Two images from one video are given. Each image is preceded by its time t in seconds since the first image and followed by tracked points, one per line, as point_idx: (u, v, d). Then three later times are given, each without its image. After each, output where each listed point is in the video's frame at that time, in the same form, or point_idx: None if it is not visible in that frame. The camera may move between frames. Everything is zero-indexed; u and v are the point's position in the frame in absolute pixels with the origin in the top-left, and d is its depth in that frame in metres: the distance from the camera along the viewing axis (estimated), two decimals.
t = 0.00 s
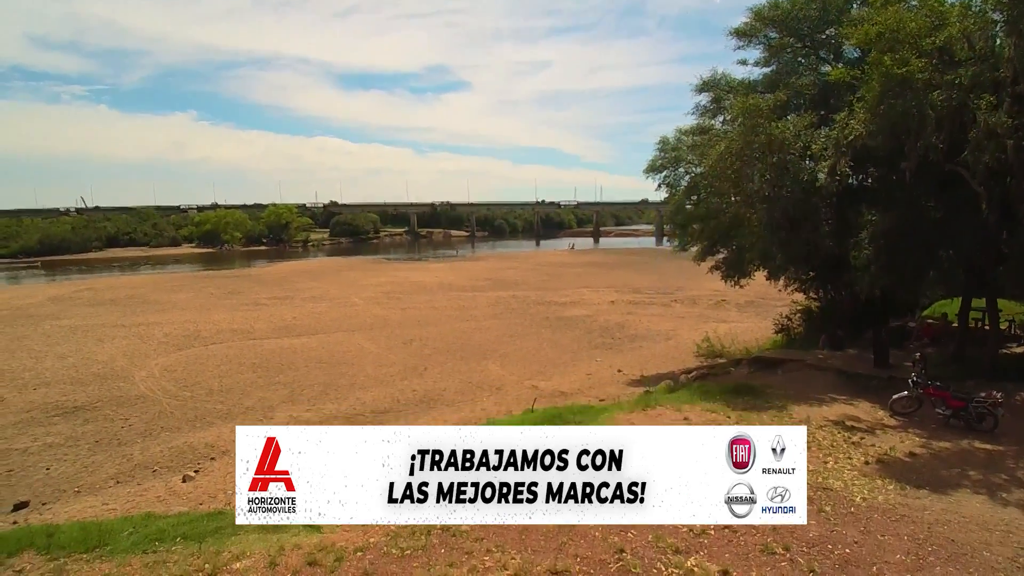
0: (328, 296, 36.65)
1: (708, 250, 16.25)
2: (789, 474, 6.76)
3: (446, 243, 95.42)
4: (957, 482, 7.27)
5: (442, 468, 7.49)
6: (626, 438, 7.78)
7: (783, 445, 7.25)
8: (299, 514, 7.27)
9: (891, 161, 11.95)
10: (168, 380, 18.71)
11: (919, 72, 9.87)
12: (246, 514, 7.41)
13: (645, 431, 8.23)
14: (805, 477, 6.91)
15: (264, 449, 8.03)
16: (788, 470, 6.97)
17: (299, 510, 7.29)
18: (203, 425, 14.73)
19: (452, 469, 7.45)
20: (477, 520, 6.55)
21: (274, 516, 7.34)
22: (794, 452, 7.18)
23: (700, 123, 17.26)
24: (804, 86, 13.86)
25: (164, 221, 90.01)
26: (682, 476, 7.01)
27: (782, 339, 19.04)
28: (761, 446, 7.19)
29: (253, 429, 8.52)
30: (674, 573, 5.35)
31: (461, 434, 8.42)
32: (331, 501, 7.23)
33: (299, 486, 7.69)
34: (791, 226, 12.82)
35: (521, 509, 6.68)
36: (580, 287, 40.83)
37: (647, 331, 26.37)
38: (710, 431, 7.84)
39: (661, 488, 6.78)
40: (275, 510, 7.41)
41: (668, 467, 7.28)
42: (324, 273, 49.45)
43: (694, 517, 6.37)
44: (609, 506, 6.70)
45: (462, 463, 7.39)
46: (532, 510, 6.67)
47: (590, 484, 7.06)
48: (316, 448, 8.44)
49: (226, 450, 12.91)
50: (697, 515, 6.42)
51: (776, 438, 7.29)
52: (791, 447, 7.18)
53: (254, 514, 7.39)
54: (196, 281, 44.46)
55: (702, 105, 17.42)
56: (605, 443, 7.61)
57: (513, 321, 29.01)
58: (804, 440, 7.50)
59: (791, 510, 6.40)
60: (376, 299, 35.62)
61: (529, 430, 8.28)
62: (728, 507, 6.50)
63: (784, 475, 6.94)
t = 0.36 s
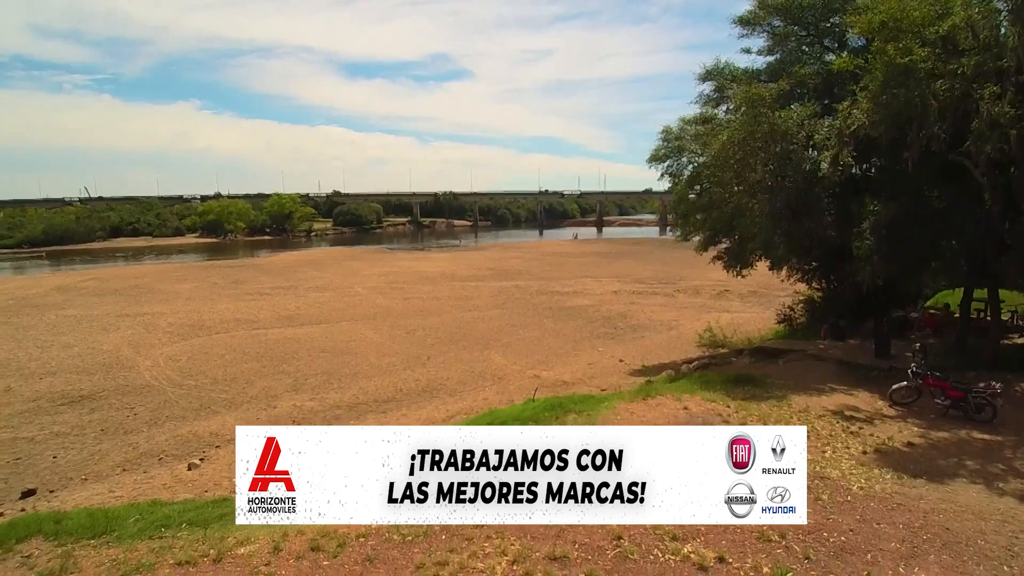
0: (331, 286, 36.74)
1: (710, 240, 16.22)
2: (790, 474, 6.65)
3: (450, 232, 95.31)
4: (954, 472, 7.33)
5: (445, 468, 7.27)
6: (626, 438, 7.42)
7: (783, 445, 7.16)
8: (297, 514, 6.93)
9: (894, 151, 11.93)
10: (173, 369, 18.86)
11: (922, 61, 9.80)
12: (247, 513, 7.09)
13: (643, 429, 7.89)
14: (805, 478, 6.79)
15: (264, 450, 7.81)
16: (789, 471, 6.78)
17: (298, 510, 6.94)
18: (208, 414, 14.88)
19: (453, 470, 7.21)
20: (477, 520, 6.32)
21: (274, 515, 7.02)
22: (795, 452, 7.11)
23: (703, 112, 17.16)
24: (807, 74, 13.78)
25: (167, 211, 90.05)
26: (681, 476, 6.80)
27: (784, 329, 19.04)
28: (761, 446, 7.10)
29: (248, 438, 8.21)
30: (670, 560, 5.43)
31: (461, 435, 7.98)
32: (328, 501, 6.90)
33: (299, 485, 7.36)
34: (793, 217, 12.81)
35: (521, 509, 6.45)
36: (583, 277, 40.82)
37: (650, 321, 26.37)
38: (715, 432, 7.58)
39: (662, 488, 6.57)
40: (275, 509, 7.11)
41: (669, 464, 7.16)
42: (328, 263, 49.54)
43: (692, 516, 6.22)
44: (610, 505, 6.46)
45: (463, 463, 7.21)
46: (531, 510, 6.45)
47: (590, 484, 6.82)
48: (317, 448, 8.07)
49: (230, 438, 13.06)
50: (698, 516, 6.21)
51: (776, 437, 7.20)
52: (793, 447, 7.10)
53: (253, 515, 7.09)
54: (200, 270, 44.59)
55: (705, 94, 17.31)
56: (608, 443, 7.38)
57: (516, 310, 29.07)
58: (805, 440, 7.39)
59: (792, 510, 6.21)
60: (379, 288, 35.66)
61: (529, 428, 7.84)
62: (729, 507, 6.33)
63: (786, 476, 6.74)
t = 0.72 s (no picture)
0: (334, 280, 36.88)
1: (710, 234, 16.23)
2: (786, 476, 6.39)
3: (453, 227, 95.42)
4: (948, 464, 7.39)
5: (443, 470, 6.85)
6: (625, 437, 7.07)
7: (783, 446, 6.77)
8: (299, 515, 6.46)
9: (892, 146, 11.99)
10: (177, 362, 19.04)
11: (921, 56, 9.81)
12: (246, 514, 6.63)
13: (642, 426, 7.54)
14: (805, 478, 6.52)
15: (263, 448, 7.20)
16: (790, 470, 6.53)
17: (299, 511, 6.48)
18: (212, 406, 15.04)
19: (453, 471, 6.82)
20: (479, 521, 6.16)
21: (273, 516, 6.53)
22: (794, 452, 6.74)
23: (704, 106, 17.16)
24: (808, 69, 13.79)
25: (171, 205, 90.25)
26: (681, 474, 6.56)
27: (785, 323, 19.04)
28: (761, 445, 6.74)
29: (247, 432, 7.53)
30: (664, 549, 5.53)
31: (461, 433, 7.45)
32: (331, 501, 6.47)
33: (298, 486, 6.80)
34: (793, 211, 12.85)
35: (519, 509, 6.28)
36: (585, 272, 40.87)
37: (651, 315, 26.44)
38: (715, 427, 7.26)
39: (661, 488, 6.36)
40: (274, 510, 6.59)
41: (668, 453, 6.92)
42: (331, 257, 49.68)
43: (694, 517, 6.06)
44: (610, 504, 6.29)
45: (462, 463, 6.81)
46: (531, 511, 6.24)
47: (590, 483, 6.56)
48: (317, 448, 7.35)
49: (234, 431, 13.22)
50: (698, 516, 6.07)
51: (775, 437, 6.79)
52: (792, 448, 6.72)
53: (253, 516, 6.61)
54: (204, 265, 44.76)
55: (706, 88, 17.31)
56: (606, 444, 6.99)
57: (517, 304, 29.17)
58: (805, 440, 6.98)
59: (791, 510, 6.11)
60: (382, 282, 35.83)
61: (529, 428, 7.47)
62: (729, 507, 6.16)
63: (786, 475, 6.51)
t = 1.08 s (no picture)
0: (337, 276, 37.07)
1: (709, 231, 16.29)
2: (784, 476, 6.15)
3: (456, 223, 95.54)
4: (939, 457, 7.50)
5: (443, 471, 6.59)
6: (625, 437, 6.69)
7: (783, 445, 6.48)
8: (300, 515, 6.28)
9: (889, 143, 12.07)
10: (181, 358, 19.25)
11: (917, 53, 9.88)
12: (246, 513, 6.37)
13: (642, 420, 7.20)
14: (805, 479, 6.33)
15: (263, 448, 6.82)
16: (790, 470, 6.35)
17: (300, 510, 6.29)
18: (215, 401, 15.23)
19: (454, 471, 6.58)
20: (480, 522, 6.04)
21: (272, 516, 6.33)
22: (794, 452, 6.47)
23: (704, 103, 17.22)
24: (807, 65, 13.85)
25: (175, 202, 90.58)
26: (681, 472, 6.35)
27: (785, 320, 19.07)
28: (760, 445, 6.46)
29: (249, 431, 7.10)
30: (654, 538, 5.66)
31: (462, 432, 7.09)
32: (332, 501, 6.27)
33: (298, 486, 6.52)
34: (791, 207, 12.94)
35: (519, 509, 6.13)
36: (587, 268, 40.98)
37: (652, 311, 26.53)
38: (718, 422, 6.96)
39: (661, 488, 6.21)
40: (274, 510, 6.35)
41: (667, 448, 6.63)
42: (334, 254, 49.89)
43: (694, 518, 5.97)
44: (610, 502, 6.21)
45: (462, 464, 6.56)
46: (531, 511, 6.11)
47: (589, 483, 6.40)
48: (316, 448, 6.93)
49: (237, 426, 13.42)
50: (697, 516, 5.99)
51: (774, 437, 6.47)
52: (793, 448, 6.43)
53: (252, 516, 6.33)
54: (207, 261, 45.01)
55: (706, 85, 17.36)
56: (606, 445, 6.61)
57: (519, 301, 29.31)
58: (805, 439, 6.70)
59: (791, 510, 6.00)
60: (384, 279, 36.03)
61: (528, 429, 7.24)
62: (729, 507, 6.04)
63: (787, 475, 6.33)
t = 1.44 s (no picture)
0: (339, 275, 37.25)
1: (708, 229, 16.38)
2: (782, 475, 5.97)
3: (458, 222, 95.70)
4: (927, 452, 7.61)
5: (443, 471, 6.27)
6: (625, 438, 6.23)
7: (783, 445, 6.18)
8: (300, 515, 6.11)
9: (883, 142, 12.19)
10: (184, 355, 19.45)
11: (908, 53, 10.00)
12: (245, 512, 6.20)
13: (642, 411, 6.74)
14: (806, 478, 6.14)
15: (264, 447, 6.39)
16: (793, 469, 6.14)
17: (300, 511, 6.11)
18: (218, 398, 15.41)
19: (454, 471, 6.27)
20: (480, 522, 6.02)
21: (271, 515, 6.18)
22: (794, 452, 6.17)
23: (702, 102, 17.31)
24: (804, 64, 13.95)
25: (178, 200, 90.92)
26: (680, 470, 6.11)
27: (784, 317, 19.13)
28: (760, 445, 6.18)
29: (246, 427, 6.57)
30: (643, 528, 5.81)
31: (462, 430, 6.70)
32: (332, 501, 6.08)
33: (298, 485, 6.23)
34: (787, 206, 13.08)
35: (519, 509, 6.06)
36: (589, 266, 41.08)
37: (653, 309, 26.64)
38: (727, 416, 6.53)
39: (661, 488, 6.02)
40: (274, 509, 6.17)
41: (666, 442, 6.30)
42: (337, 252, 50.10)
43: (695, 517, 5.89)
44: (608, 503, 6.09)
45: (462, 464, 6.22)
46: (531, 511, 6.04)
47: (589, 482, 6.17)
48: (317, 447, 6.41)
49: (239, 422, 13.61)
50: (698, 516, 5.89)
51: (773, 436, 6.15)
52: (791, 449, 6.12)
53: (253, 516, 6.18)
54: (211, 259, 45.25)
55: (705, 84, 17.44)
56: (604, 446, 6.22)
57: (520, 298, 29.45)
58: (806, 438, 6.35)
59: (791, 510, 5.93)
60: (386, 277, 36.21)
61: (529, 426, 6.83)
62: (729, 507, 5.93)
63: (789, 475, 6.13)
